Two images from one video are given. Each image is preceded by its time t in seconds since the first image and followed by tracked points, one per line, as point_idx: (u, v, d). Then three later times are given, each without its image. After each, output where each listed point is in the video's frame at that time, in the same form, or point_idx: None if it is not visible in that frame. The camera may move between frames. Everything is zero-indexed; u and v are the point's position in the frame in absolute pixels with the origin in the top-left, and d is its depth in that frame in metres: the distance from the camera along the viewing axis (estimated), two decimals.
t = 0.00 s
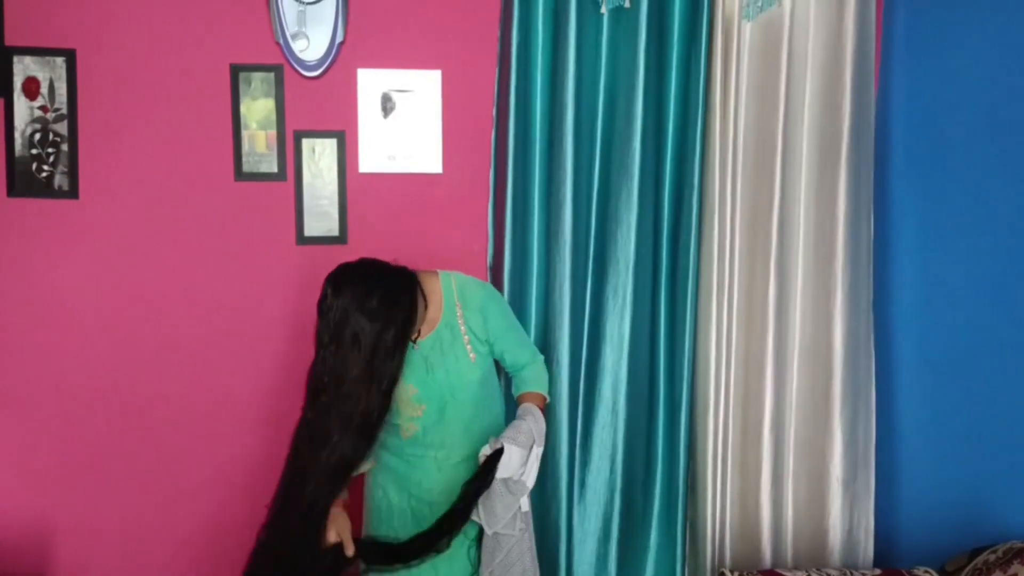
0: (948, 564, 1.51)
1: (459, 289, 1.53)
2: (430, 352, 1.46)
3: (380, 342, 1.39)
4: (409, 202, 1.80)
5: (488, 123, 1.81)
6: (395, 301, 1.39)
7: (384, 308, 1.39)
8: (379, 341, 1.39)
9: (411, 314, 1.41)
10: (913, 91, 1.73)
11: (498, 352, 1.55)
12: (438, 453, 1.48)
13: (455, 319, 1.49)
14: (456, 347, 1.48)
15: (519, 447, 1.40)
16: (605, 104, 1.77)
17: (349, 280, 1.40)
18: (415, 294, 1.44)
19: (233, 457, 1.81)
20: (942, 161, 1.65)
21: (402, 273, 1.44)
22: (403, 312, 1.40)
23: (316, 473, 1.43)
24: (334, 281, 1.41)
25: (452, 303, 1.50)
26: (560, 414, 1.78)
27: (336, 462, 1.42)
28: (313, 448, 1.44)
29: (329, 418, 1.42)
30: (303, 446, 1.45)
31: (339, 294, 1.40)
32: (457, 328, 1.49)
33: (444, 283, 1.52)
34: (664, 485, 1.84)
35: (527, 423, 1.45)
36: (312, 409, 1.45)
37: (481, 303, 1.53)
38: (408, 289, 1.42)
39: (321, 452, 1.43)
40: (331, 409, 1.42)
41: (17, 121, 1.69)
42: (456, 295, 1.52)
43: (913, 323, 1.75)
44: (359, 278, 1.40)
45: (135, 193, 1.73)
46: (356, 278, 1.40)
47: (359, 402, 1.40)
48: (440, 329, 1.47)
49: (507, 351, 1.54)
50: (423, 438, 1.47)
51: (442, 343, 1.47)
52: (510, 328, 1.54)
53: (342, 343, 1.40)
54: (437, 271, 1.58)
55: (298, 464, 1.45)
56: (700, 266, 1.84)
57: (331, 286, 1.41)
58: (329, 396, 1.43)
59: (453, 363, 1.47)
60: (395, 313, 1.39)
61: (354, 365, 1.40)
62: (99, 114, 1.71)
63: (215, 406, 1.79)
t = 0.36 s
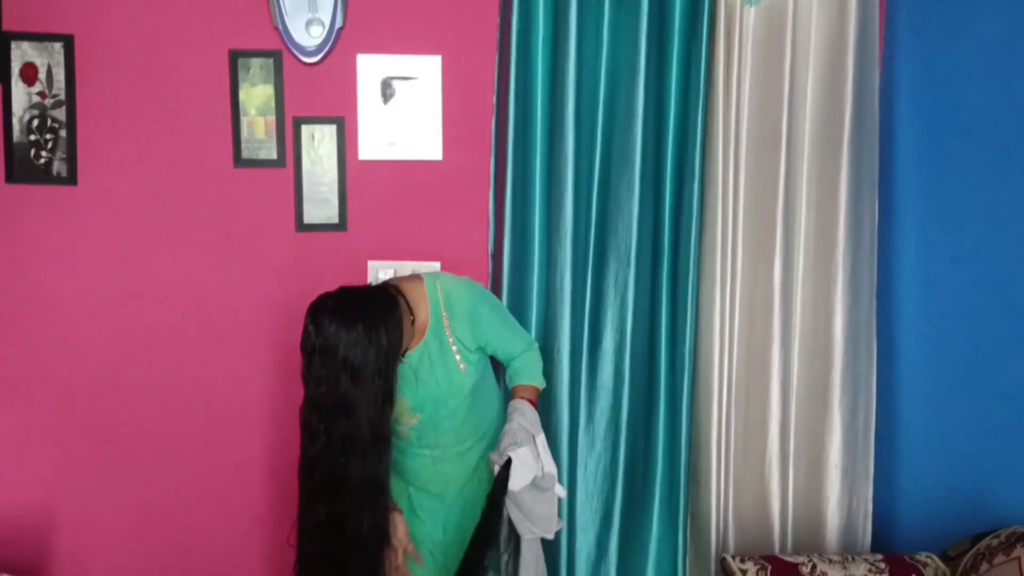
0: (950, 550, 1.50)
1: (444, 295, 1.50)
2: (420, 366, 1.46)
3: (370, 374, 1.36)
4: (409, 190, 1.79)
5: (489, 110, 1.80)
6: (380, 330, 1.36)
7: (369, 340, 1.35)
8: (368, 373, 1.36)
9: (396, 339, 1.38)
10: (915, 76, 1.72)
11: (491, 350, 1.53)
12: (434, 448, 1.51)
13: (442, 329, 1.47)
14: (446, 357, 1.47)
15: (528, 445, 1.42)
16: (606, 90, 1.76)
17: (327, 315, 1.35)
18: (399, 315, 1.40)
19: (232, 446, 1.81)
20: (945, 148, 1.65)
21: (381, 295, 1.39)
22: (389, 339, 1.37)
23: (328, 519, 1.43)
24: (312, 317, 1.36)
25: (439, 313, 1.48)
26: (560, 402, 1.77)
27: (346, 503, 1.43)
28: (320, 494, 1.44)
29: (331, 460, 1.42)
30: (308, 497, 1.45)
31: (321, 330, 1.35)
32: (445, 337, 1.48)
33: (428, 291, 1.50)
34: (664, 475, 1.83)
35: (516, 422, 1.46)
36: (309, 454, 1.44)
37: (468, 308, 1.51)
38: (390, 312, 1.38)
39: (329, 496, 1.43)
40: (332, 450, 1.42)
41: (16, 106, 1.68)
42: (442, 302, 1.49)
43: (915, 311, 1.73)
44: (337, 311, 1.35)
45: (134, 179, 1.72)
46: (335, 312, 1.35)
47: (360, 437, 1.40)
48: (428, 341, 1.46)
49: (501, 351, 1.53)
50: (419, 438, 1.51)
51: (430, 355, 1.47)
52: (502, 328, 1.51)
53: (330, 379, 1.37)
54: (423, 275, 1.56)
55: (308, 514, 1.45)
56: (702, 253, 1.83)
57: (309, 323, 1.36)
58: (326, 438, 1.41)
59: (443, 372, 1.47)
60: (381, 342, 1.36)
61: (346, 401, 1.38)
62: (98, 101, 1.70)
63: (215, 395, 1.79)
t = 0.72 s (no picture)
0: (951, 525, 1.50)
1: (437, 282, 1.45)
2: (413, 354, 1.44)
3: (371, 369, 1.36)
4: (409, 165, 1.78)
5: (490, 83, 1.78)
6: (376, 324, 1.34)
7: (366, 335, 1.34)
8: (369, 369, 1.36)
9: (394, 330, 1.36)
10: (922, 49, 1.70)
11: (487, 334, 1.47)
12: (428, 430, 1.48)
13: (434, 318, 1.44)
14: (438, 344, 1.44)
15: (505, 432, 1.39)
16: (609, 61, 1.74)
17: (321, 316, 1.35)
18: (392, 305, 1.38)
19: (233, 422, 1.81)
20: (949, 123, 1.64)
21: (374, 289, 1.38)
22: (387, 331, 1.35)
23: (357, 522, 1.43)
24: (307, 319, 1.36)
25: (431, 301, 1.43)
26: (563, 376, 1.76)
27: (369, 503, 1.42)
28: (339, 499, 1.43)
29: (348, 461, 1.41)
30: (328, 503, 1.44)
31: (316, 332, 1.35)
32: (437, 326, 1.44)
33: (421, 276, 1.44)
34: (668, 450, 1.82)
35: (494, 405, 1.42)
36: (325, 459, 1.43)
37: (461, 295, 1.44)
38: (386, 303, 1.36)
39: (349, 498, 1.43)
40: (347, 451, 1.40)
41: (12, 78, 1.67)
42: (433, 291, 1.44)
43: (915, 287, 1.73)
44: (330, 310, 1.34)
45: (131, 153, 1.71)
46: (328, 313, 1.34)
47: (373, 435, 1.39)
48: (419, 330, 1.43)
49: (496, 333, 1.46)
50: (414, 421, 1.48)
51: (422, 343, 1.44)
52: (497, 313, 1.44)
53: (334, 379, 1.37)
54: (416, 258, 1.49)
55: (331, 521, 1.45)
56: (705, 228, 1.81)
57: (305, 326, 1.36)
58: (339, 437, 1.40)
59: (433, 359, 1.44)
60: (379, 336, 1.35)
61: (353, 400, 1.37)
62: (95, 73, 1.69)
63: (215, 370, 1.79)
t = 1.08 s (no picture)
0: (950, 493, 1.50)
1: (433, 245, 1.42)
2: (410, 317, 1.42)
3: (370, 329, 1.33)
4: (410, 128, 1.76)
5: (493, 47, 1.76)
6: (371, 285, 1.32)
7: (362, 295, 1.31)
8: (369, 330, 1.33)
9: (391, 290, 1.33)
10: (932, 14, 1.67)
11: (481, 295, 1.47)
12: (426, 393, 1.48)
13: (431, 281, 1.41)
14: (435, 307, 1.42)
15: (519, 390, 1.39)
16: (613, 25, 1.71)
17: (316, 277, 1.32)
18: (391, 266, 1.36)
19: (233, 386, 1.81)
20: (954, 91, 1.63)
21: (370, 249, 1.34)
22: (383, 291, 1.32)
23: (373, 479, 1.42)
24: (302, 280, 1.33)
25: (428, 264, 1.41)
26: (563, 344, 1.76)
27: (381, 461, 1.41)
28: (350, 457, 1.42)
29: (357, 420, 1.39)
30: (338, 463, 1.43)
31: (312, 293, 1.32)
32: (434, 290, 1.41)
33: (417, 240, 1.41)
34: (669, 418, 1.82)
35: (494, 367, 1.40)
36: (330, 419, 1.41)
37: (457, 256, 1.42)
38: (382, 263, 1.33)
39: (361, 457, 1.42)
40: (354, 410, 1.39)
41: (9, 37, 1.65)
42: (430, 253, 1.41)
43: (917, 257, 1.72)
44: (325, 271, 1.32)
45: (130, 114, 1.69)
46: (323, 274, 1.31)
47: (380, 393, 1.38)
48: (416, 293, 1.40)
49: (492, 294, 1.46)
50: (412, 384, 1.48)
51: (420, 306, 1.41)
52: (493, 275, 1.43)
53: (333, 339, 1.35)
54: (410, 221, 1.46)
55: (342, 480, 1.44)
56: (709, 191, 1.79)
57: (300, 287, 1.34)
58: (345, 396, 1.39)
59: (430, 322, 1.42)
60: (375, 296, 1.32)
61: (354, 359, 1.35)
62: (92, 33, 1.67)
63: (215, 334, 1.78)
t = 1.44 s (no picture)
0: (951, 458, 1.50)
1: (435, 203, 1.39)
2: (414, 277, 1.39)
3: (362, 283, 1.30)
4: (411, 89, 1.74)
5: (496, 6, 1.73)
6: (369, 238, 1.28)
7: (358, 248, 1.27)
8: (362, 283, 1.30)
9: (388, 244, 1.30)
10: None
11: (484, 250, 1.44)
12: (429, 353, 1.47)
13: (435, 240, 1.38)
14: (439, 267, 1.39)
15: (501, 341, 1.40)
16: None
17: (314, 226, 1.28)
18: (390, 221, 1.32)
19: (234, 348, 1.81)
20: (962, 48, 1.59)
21: (369, 202, 1.31)
22: (380, 246, 1.29)
23: (328, 438, 1.40)
24: (299, 229, 1.29)
25: (431, 222, 1.38)
26: (565, 309, 1.75)
27: (347, 420, 1.39)
28: (317, 412, 1.39)
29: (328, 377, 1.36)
30: (302, 416, 1.40)
31: (308, 243, 1.28)
32: (437, 246, 1.39)
33: (419, 197, 1.38)
34: (667, 383, 1.83)
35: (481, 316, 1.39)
36: (303, 370, 1.38)
37: (459, 214, 1.39)
38: (381, 216, 1.30)
39: (327, 414, 1.39)
40: (329, 365, 1.36)
41: None
42: (432, 208, 1.38)
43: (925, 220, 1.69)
44: (324, 221, 1.28)
45: (127, 73, 1.67)
46: (321, 223, 1.27)
47: (360, 350, 1.35)
48: (420, 251, 1.38)
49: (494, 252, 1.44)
50: (413, 344, 1.46)
51: (424, 266, 1.39)
52: (497, 229, 1.41)
53: (324, 291, 1.31)
54: (408, 179, 1.43)
55: (299, 434, 1.41)
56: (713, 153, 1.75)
57: (297, 236, 1.30)
58: (321, 350, 1.35)
59: (435, 281, 1.40)
60: (371, 250, 1.28)
61: (342, 313, 1.31)
62: None
63: (215, 297, 1.78)
